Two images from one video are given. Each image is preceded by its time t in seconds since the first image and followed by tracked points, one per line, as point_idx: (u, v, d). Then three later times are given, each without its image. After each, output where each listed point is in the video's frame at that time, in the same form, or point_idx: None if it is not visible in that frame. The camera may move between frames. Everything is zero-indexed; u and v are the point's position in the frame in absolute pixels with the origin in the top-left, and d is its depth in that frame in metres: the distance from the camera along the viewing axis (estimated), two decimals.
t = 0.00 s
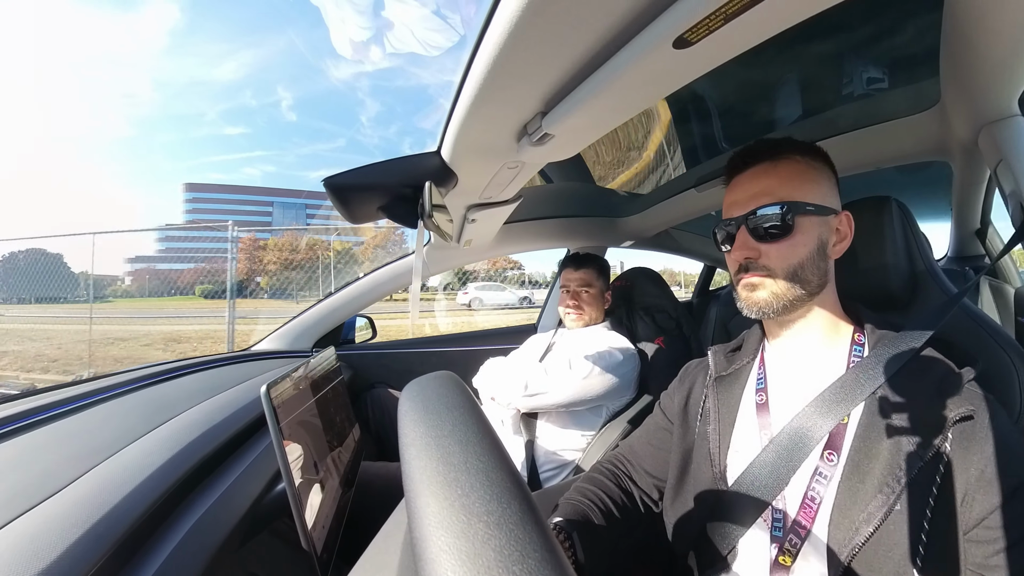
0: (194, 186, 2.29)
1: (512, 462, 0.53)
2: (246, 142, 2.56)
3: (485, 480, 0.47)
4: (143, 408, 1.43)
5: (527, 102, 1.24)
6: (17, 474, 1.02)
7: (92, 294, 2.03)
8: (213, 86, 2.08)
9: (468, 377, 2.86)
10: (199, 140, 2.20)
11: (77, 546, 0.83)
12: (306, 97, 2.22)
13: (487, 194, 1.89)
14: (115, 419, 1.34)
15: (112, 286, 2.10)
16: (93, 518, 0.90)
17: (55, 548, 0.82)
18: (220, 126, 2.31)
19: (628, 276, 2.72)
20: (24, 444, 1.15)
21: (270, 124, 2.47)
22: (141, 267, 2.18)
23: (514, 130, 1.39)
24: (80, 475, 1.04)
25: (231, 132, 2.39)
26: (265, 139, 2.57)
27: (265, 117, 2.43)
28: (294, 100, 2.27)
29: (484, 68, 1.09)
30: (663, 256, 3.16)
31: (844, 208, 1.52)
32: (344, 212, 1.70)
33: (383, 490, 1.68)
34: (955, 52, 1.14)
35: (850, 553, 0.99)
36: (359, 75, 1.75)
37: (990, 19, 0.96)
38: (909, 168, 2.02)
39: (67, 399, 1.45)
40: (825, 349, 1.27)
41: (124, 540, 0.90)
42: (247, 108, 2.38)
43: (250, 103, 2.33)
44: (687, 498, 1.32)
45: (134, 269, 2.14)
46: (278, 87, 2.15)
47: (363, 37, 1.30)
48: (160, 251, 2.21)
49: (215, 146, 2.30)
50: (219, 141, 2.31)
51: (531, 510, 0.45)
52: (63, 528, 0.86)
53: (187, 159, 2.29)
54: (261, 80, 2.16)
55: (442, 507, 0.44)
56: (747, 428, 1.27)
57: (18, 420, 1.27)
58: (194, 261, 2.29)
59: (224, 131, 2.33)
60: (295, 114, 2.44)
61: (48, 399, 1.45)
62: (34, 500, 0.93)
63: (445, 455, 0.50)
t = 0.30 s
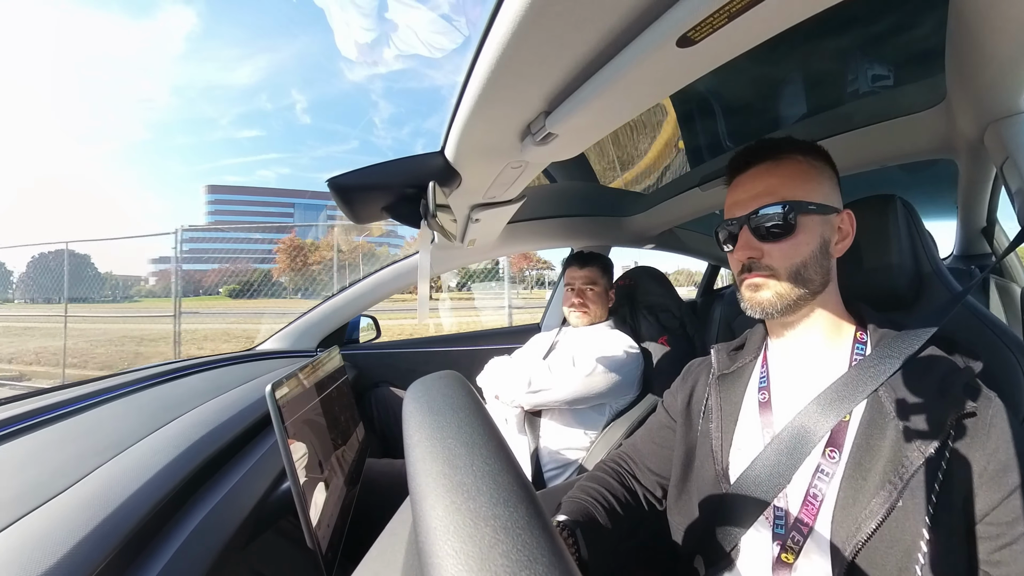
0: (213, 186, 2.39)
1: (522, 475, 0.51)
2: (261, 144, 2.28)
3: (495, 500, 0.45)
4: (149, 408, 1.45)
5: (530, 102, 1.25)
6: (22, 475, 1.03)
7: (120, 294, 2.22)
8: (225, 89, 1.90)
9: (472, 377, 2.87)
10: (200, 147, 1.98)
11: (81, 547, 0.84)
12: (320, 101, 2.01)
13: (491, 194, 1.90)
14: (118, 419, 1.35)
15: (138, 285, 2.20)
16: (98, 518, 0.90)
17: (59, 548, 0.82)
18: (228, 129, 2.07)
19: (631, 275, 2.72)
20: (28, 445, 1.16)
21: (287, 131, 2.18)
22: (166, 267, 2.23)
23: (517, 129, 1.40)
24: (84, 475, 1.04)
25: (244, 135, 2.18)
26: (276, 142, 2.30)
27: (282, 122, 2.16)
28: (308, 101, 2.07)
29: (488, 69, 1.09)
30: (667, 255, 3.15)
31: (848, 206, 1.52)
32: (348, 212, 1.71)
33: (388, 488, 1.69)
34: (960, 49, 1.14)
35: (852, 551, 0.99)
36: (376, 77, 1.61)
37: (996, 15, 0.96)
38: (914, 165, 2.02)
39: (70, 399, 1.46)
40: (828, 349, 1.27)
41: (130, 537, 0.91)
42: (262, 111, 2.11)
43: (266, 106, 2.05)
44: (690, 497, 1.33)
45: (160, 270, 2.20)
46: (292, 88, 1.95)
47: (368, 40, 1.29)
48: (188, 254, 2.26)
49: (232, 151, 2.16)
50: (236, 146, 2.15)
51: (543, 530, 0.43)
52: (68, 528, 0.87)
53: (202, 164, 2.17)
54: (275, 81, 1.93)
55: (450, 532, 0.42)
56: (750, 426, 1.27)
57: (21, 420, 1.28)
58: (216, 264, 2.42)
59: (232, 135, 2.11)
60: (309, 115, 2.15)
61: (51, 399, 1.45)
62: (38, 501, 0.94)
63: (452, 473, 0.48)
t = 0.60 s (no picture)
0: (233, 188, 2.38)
1: (534, 475, 0.51)
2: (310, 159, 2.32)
3: (504, 501, 0.45)
4: (169, 398, 1.48)
5: (547, 101, 1.25)
6: (45, 460, 1.06)
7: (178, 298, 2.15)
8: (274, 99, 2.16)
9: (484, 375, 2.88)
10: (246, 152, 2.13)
11: (102, 529, 0.86)
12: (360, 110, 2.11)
13: (506, 193, 1.91)
14: (137, 408, 1.38)
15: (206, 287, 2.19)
16: (117, 503, 0.93)
17: (81, 529, 0.85)
18: (276, 139, 2.23)
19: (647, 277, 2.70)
20: (51, 431, 1.20)
21: (327, 138, 2.17)
22: (236, 268, 2.27)
23: (535, 129, 1.40)
24: (104, 460, 1.07)
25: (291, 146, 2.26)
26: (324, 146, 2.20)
27: (323, 129, 2.22)
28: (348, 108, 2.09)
29: (506, 69, 1.10)
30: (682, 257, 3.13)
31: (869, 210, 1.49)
32: (364, 209, 1.73)
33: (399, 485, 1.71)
34: (986, 51, 1.12)
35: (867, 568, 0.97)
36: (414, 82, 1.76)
37: None
38: (938, 169, 1.98)
39: (92, 387, 1.50)
40: (844, 359, 1.25)
41: (148, 521, 0.93)
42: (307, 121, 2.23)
43: (310, 117, 2.23)
44: (703, 502, 1.32)
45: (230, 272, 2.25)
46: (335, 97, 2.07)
47: (387, 30, 1.40)
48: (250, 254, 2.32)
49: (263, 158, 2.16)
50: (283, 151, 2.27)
51: (551, 533, 0.43)
52: (88, 511, 0.89)
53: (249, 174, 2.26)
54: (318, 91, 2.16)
55: (459, 531, 0.42)
56: (764, 435, 1.26)
57: (46, 407, 1.32)
58: (284, 263, 2.40)
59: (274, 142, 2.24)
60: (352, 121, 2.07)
61: (73, 386, 1.50)
62: (60, 485, 0.97)
63: (464, 473, 0.48)
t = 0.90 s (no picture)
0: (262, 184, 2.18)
1: (531, 455, 0.54)
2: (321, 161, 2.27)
3: (503, 481, 0.47)
4: (175, 396, 1.48)
5: (552, 99, 1.25)
6: (53, 457, 1.06)
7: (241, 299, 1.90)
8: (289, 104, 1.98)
9: (489, 374, 2.88)
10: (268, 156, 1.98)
11: (110, 524, 0.87)
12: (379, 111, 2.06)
13: (512, 191, 1.90)
14: (144, 405, 1.39)
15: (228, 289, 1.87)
16: (126, 499, 0.93)
17: (89, 524, 0.86)
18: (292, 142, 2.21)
19: (654, 275, 2.69)
20: (59, 428, 1.20)
21: (341, 140, 2.13)
22: (257, 269, 1.94)
23: (539, 127, 1.40)
24: (112, 457, 1.08)
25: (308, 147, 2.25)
26: (338, 150, 2.15)
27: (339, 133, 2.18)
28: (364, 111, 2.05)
29: (511, 66, 1.10)
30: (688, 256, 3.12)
31: (876, 208, 1.48)
32: (368, 207, 1.73)
33: (405, 484, 1.71)
34: (997, 47, 1.10)
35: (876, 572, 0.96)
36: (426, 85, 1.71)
37: None
38: (946, 166, 1.96)
39: (99, 385, 1.51)
40: (852, 362, 1.24)
41: (155, 519, 0.93)
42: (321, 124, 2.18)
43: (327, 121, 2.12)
44: (709, 504, 1.32)
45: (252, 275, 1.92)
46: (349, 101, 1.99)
47: (399, 28, 1.36)
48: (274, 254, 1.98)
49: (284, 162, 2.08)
50: (303, 157, 2.17)
51: (546, 504, 0.46)
52: (96, 507, 0.90)
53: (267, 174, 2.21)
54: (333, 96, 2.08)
55: (459, 498, 0.45)
56: (771, 436, 1.26)
57: (53, 404, 1.33)
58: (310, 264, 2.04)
59: (293, 145, 2.10)
60: (364, 126, 2.13)
61: (81, 384, 1.51)
62: (67, 482, 0.97)
63: (464, 450, 0.51)
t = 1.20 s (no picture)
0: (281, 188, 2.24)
1: (529, 446, 0.56)
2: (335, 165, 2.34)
3: (504, 471, 0.48)
4: (181, 395, 1.50)
5: (557, 99, 1.25)
6: (62, 453, 1.08)
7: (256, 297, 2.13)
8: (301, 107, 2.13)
9: (493, 374, 2.88)
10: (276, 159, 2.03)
11: (118, 518, 0.88)
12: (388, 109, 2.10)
13: (517, 191, 1.91)
14: (150, 403, 1.41)
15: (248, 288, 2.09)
16: (134, 494, 0.94)
17: (97, 518, 0.87)
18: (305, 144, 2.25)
19: (658, 275, 2.68)
20: (68, 425, 1.22)
21: (353, 141, 2.18)
22: (278, 269, 2.26)
23: (545, 127, 1.40)
24: (119, 454, 1.09)
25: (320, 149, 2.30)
26: (349, 152, 2.18)
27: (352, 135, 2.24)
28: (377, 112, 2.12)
29: (516, 67, 1.10)
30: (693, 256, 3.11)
31: (882, 208, 1.48)
32: (374, 208, 1.74)
33: (410, 483, 1.71)
34: (1004, 45, 1.10)
35: None
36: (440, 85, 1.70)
37: None
38: (953, 166, 1.95)
39: (107, 382, 1.53)
40: (856, 366, 1.24)
41: (161, 516, 0.94)
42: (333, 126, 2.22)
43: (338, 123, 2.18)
44: (714, 506, 1.32)
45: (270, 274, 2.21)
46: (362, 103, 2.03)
47: (406, 31, 1.35)
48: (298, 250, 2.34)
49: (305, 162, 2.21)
50: (316, 159, 2.23)
51: (545, 494, 0.47)
52: (105, 501, 0.91)
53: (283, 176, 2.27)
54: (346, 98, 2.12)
55: (460, 483, 0.47)
56: (776, 438, 1.25)
57: (62, 401, 1.34)
58: (332, 265, 2.37)
59: (307, 148, 2.23)
60: (377, 127, 2.20)
61: (88, 381, 1.53)
62: (77, 477, 0.98)
63: (465, 441, 0.53)
